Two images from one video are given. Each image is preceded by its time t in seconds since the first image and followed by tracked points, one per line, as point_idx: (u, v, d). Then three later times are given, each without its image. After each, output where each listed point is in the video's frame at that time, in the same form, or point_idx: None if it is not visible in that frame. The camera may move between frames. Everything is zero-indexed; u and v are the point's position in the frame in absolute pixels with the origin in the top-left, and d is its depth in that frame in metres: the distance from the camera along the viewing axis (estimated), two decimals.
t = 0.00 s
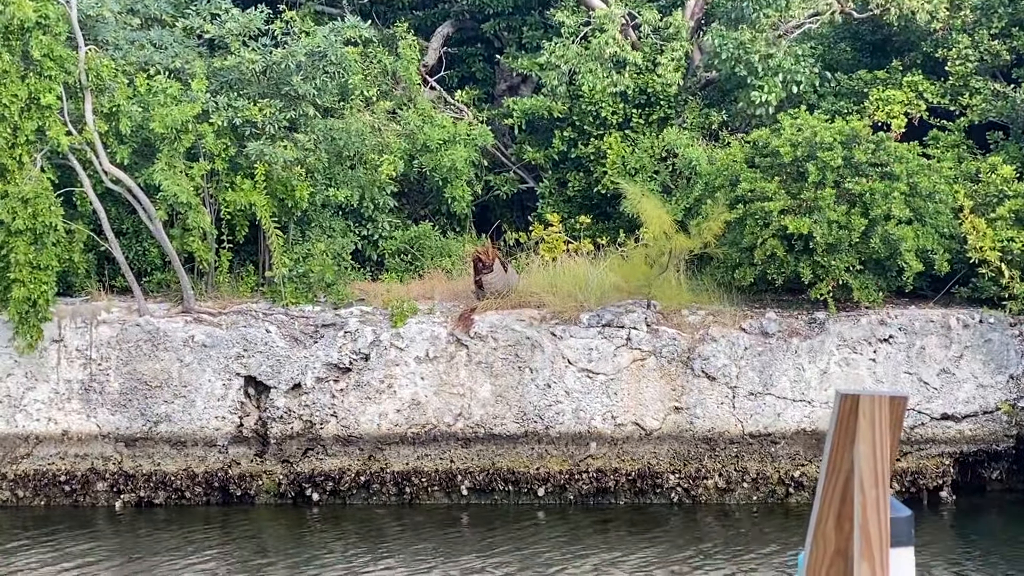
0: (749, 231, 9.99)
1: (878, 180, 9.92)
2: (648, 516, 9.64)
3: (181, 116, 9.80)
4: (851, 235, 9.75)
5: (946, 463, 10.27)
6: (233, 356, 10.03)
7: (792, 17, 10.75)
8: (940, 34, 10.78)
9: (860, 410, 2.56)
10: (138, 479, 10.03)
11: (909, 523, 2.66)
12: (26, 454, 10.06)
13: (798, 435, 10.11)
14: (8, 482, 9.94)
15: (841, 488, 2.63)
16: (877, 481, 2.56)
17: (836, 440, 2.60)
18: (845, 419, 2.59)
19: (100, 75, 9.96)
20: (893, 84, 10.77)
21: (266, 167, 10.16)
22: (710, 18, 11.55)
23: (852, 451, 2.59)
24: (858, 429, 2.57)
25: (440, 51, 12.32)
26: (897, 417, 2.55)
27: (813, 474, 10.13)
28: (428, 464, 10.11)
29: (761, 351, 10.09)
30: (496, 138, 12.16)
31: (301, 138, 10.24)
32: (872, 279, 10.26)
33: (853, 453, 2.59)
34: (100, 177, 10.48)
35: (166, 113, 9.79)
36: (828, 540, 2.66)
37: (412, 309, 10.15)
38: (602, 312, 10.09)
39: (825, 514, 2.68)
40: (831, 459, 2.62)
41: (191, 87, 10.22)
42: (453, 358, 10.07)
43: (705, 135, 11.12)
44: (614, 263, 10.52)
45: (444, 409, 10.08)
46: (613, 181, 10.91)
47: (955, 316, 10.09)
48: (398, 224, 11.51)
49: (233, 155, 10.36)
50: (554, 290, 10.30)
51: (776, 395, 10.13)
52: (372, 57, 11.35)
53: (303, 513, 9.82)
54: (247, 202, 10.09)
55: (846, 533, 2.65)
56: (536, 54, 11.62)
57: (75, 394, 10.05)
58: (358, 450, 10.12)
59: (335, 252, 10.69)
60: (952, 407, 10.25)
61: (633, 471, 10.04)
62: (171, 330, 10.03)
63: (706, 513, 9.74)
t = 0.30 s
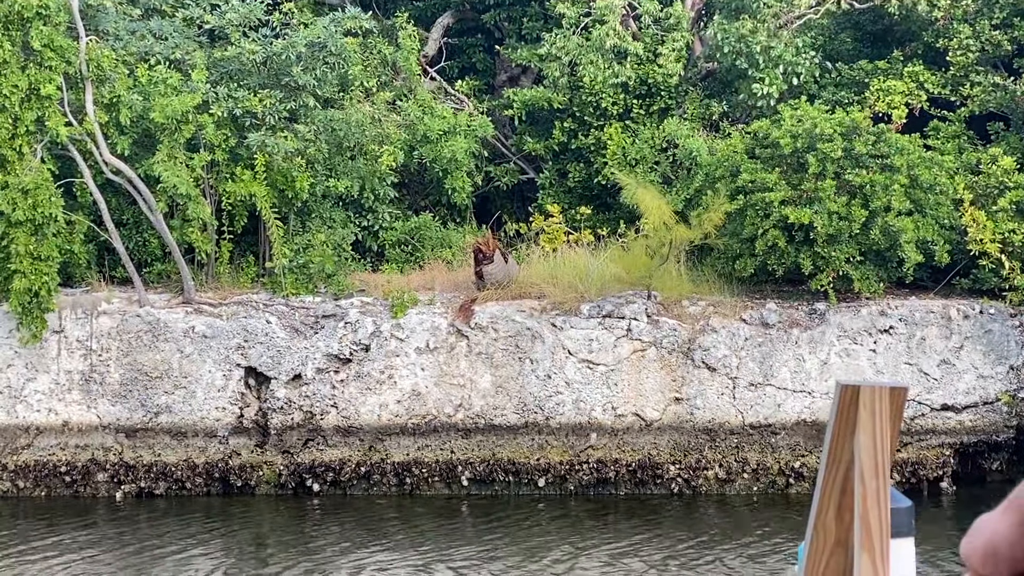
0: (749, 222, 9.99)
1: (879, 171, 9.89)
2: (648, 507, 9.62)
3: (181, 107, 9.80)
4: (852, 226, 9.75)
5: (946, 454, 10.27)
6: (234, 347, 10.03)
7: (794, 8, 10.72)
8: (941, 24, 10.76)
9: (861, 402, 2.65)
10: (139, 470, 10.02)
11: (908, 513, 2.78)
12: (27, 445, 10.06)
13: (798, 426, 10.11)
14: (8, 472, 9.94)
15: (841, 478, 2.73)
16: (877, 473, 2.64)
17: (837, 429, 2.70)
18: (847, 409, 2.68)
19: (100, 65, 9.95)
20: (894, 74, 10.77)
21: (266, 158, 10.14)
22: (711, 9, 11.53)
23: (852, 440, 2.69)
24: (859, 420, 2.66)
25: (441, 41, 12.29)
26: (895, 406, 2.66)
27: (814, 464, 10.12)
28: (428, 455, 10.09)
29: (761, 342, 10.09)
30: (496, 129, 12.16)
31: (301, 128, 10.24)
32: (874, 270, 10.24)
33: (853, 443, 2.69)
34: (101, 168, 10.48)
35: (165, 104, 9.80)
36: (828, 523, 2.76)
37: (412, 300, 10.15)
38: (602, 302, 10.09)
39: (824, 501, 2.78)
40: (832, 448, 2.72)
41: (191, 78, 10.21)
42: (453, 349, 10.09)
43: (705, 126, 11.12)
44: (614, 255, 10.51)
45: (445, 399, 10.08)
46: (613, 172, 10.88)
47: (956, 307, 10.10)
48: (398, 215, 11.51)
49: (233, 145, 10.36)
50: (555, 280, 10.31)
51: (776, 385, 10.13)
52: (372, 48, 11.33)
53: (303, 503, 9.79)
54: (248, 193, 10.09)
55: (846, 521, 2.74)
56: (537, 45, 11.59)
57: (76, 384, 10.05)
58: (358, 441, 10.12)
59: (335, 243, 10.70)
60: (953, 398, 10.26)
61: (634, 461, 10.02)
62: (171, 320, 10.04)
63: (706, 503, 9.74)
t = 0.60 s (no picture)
0: (749, 220, 9.99)
1: (879, 170, 9.89)
2: (648, 504, 9.63)
3: (180, 105, 9.80)
4: (852, 224, 9.76)
5: (946, 451, 10.27)
6: (234, 345, 10.04)
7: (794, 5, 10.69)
8: (941, 21, 10.75)
9: (861, 395, 2.63)
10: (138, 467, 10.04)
11: (908, 511, 2.80)
12: (26, 442, 10.07)
13: (798, 423, 10.10)
14: (8, 470, 9.95)
15: (842, 475, 2.71)
16: (876, 470, 2.61)
17: (837, 426, 2.69)
18: (846, 404, 2.66)
19: (99, 62, 9.94)
20: (894, 72, 10.76)
21: (266, 156, 10.16)
22: (710, 8, 11.53)
23: (853, 438, 2.66)
24: (858, 413, 2.64)
25: (441, 39, 12.29)
26: (895, 405, 2.63)
27: (813, 462, 10.11)
28: (427, 452, 10.10)
29: (761, 339, 10.08)
30: (495, 129, 12.17)
31: (301, 127, 10.24)
32: (873, 268, 10.24)
33: (854, 439, 2.67)
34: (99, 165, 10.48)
35: (165, 101, 9.81)
36: (825, 523, 2.75)
37: (412, 298, 10.15)
38: (602, 300, 10.08)
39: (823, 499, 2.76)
40: (832, 446, 2.71)
41: (191, 75, 10.21)
42: (452, 347, 10.10)
43: (704, 124, 11.13)
44: (614, 252, 10.48)
45: (444, 397, 10.08)
46: (613, 170, 10.87)
47: (955, 304, 10.10)
48: (398, 213, 11.51)
49: (233, 143, 10.36)
50: (554, 278, 10.30)
51: (776, 383, 10.13)
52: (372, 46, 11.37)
53: (304, 501, 9.80)
54: (247, 191, 10.10)
55: (844, 520, 2.73)
56: (536, 43, 11.60)
57: (75, 382, 10.04)
58: (358, 439, 10.12)
59: (335, 242, 10.70)
60: (952, 395, 10.26)
61: (634, 459, 10.01)
62: (171, 318, 10.05)
63: (705, 501, 9.74)
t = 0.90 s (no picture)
0: (730, 228, 10.69)
1: (852, 182, 10.57)
2: (635, 495, 10.29)
3: (196, 120, 10.48)
4: (826, 232, 10.43)
5: (915, 445, 10.94)
6: (246, 345, 10.69)
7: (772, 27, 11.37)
8: (911, 41, 11.46)
9: (835, 397, 3.30)
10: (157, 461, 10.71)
11: (880, 501, 3.38)
12: (52, 437, 10.72)
13: (777, 419, 10.77)
14: (36, 463, 10.62)
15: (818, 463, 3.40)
16: (846, 460, 3.30)
17: (816, 423, 3.36)
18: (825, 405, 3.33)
19: (120, 81, 10.61)
20: (866, 90, 11.46)
21: (276, 168, 10.86)
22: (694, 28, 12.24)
23: (828, 433, 3.34)
24: (832, 412, 3.31)
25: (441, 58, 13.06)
26: (865, 410, 3.30)
27: (791, 455, 10.78)
28: (429, 446, 10.77)
29: (741, 340, 10.75)
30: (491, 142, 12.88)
31: (310, 141, 10.93)
32: (847, 273, 10.92)
33: (829, 434, 3.34)
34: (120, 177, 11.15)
35: (182, 117, 10.48)
36: (806, 505, 3.45)
37: (413, 302, 10.81)
38: (592, 303, 10.75)
39: (806, 486, 3.45)
40: (812, 440, 3.39)
41: (206, 93, 10.88)
42: (452, 347, 10.76)
43: (689, 138, 11.82)
44: (603, 259, 11.15)
45: (444, 394, 10.74)
46: (603, 182, 11.55)
47: (923, 307, 10.76)
48: (401, 221, 12.19)
49: (246, 156, 11.03)
50: (548, 283, 10.96)
51: (755, 381, 10.80)
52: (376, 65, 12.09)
53: (313, 492, 10.46)
54: (260, 201, 10.78)
55: (821, 506, 3.42)
56: (530, 62, 12.30)
57: (98, 380, 10.69)
58: (363, 433, 10.78)
59: (342, 249, 11.37)
60: (921, 392, 10.92)
61: (622, 452, 10.69)
62: (187, 320, 10.69)
63: (689, 492, 10.40)
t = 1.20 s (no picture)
0: (704, 240, 11.78)
1: (815, 198, 11.68)
2: (618, 481, 11.39)
3: (219, 143, 11.58)
4: (790, 244, 11.56)
5: (873, 437, 12.05)
6: (266, 347, 11.77)
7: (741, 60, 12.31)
8: (868, 70, 12.62)
9: (801, 393, 2.82)
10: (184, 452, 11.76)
11: (837, 485, 3.17)
12: (89, 430, 11.80)
13: (747, 413, 11.86)
14: (74, 454, 11.69)
15: (783, 459, 2.94)
16: (812, 454, 2.85)
17: (779, 418, 2.88)
18: (788, 402, 2.86)
19: (149, 107, 11.69)
20: (828, 114, 12.61)
21: (292, 186, 11.98)
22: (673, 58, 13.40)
23: (791, 427, 2.87)
24: (799, 408, 2.83)
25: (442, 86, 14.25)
26: (829, 406, 2.81)
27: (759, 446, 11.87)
28: (431, 439, 11.85)
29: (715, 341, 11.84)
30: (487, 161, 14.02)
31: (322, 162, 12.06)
32: (810, 281, 12.03)
33: (793, 429, 2.88)
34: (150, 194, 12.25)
35: (207, 140, 11.57)
36: (774, 496, 2.99)
37: (417, 307, 11.90)
38: (579, 308, 11.87)
39: (772, 478, 3.01)
40: (775, 436, 2.91)
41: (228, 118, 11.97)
42: (452, 348, 11.86)
43: (667, 158, 12.95)
44: (588, 268, 12.25)
45: (445, 391, 11.85)
46: (590, 198, 12.78)
47: (879, 311, 11.84)
48: (405, 233, 13.30)
49: (264, 175, 12.14)
50: (539, 290, 12.07)
51: (727, 378, 11.91)
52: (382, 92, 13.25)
53: (326, 479, 11.52)
54: (278, 216, 11.91)
55: (788, 496, 2.97)
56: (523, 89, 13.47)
57: (130, 378, 11.77)
58: (372, 427, 11.85)
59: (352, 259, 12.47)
60: (878, 388, 12.06)
61: (606, 444, 11.78)
62: (211, 324, 11.78)
63: (667, 479, 11.47)
